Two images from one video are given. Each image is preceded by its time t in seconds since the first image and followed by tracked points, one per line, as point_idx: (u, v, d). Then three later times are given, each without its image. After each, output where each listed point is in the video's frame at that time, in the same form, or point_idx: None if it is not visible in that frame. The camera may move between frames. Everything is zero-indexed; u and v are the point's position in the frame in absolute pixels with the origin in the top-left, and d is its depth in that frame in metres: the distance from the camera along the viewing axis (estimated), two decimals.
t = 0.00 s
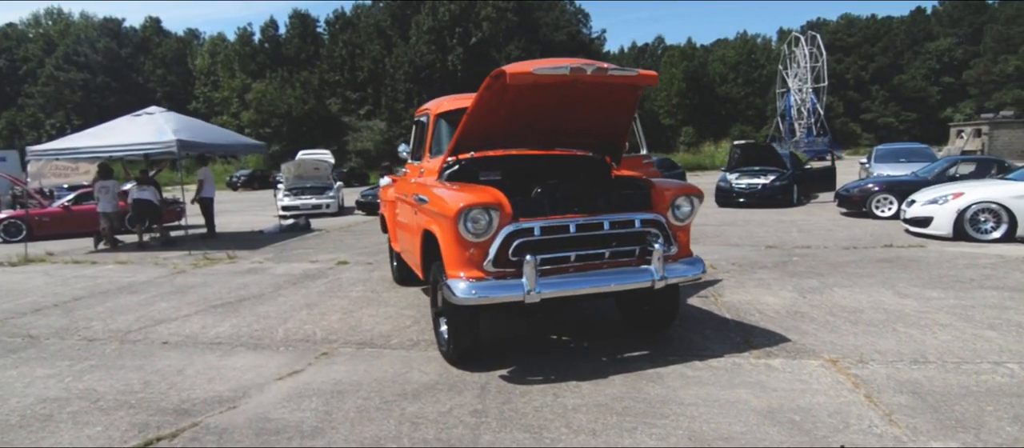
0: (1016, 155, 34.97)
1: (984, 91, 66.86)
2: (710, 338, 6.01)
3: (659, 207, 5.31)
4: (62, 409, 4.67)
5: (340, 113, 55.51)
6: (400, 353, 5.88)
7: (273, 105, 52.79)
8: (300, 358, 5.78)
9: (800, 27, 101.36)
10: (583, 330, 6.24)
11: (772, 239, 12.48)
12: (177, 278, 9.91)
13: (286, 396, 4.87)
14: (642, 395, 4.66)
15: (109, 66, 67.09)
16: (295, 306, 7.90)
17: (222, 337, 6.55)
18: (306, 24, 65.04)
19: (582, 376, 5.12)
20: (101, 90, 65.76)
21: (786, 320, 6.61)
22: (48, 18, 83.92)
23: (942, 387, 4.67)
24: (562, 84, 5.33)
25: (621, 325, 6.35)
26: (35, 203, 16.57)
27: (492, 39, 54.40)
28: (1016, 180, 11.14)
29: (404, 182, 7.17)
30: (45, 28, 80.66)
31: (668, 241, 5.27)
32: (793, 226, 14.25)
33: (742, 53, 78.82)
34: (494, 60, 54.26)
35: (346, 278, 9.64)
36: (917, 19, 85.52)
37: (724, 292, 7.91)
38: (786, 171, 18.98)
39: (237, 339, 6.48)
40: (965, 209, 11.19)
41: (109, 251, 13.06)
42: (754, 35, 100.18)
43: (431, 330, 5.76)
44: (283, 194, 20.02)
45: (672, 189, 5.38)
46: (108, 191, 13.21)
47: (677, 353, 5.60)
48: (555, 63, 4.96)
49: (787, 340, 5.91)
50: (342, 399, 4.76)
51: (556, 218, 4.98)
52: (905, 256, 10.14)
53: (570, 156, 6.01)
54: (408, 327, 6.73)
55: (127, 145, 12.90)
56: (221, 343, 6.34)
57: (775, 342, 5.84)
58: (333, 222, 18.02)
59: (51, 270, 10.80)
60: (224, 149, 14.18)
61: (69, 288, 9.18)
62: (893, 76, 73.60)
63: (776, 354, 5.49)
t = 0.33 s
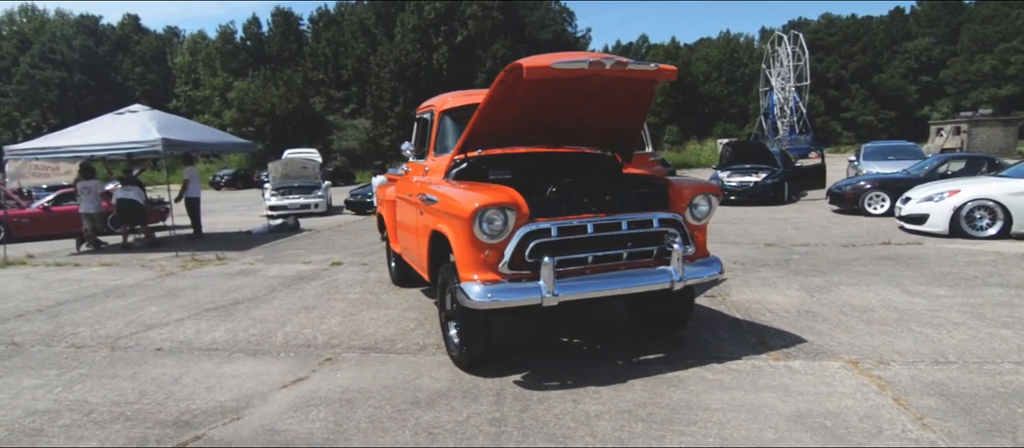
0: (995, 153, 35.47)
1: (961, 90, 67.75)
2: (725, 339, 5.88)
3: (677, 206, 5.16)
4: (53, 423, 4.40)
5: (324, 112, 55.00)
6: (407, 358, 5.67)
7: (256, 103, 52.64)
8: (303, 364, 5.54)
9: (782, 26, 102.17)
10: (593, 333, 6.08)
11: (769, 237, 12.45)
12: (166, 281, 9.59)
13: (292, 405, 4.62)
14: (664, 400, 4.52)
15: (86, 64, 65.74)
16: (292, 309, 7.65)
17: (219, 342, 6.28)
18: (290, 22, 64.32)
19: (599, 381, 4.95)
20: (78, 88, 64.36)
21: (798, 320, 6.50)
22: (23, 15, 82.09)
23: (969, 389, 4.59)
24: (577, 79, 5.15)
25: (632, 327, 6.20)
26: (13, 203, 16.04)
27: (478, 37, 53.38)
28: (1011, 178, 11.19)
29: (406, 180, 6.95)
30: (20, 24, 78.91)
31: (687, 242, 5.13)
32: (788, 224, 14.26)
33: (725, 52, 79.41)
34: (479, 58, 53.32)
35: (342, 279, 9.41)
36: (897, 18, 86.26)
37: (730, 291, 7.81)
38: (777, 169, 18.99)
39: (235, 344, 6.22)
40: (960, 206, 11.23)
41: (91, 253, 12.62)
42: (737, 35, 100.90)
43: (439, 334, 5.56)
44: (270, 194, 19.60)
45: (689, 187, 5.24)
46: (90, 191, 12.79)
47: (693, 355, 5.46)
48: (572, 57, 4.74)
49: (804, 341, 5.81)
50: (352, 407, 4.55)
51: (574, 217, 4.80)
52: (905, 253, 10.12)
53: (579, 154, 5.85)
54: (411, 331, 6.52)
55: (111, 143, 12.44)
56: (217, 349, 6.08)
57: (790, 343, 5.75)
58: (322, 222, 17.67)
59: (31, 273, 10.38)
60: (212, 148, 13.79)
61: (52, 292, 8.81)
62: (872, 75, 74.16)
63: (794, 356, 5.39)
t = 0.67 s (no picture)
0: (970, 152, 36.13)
1: (934, 91, 69.00)
2: (736, 341, 5.78)
3: (692, 206, 5.05)
4: (42, 439, 4.13)
5: (304, 111, 54.31)
6: (412, 363, 5.47)
7: (234, 103, 51.86)
8: (304, 372, 5.31)
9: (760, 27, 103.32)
10: (602, 335, 5.94)
11: (762, 236, 12.46)
12: (150, 286, 9.25)
13: (297, 416, 4.42)
14: (684, 405, 4.41)
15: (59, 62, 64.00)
16: (287, 313, 7.39)
17: (213, 350, 6.04)
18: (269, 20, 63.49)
19: (614, 386, 4.81)
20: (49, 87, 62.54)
21: (805, 320, 6.44)
22: None
23: (990, 390, 4.55)
24: (591, 77, 5.02)
25: (640, 330, 6.08)
26: None
27: (460, 37, 52.88)
28: (1002, 177, 11.30)
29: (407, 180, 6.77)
30: None
31: (702, 243, 5.03)
32: (778, 223, 14.30)
33: (705, 53, 80.08)
34: (462, 57, 52.56)
35: (334, 281, 9.15)
36: (873, 20, 87.47)
37: (733, 292, 7.72)
38: (764, 168, 19.09)
39: (229, 352, 5.97)
40: (951, 205, 11.37)
41: (70, 256, 12.19)
42: (716, 36, 101.82)
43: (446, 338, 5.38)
44: (253, 194, 19.19)
45: (704, 188, 5.13)
46: (69, 193, 12.36)
47: (707, 358, 5.35)
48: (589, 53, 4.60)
49: (815, 342, 5.73)
50: (363, 417, 4.36)
51: (589, 218, 4.67)
52: (899, 252, 10.16)
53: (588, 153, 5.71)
54: (413, 335, 6.31)
55: (90, 142, 12.04)
56: (211, 357, 5.83)
57: (803, 345, 5.67)
58: (308, 223, 17.35)
59: (6, 278, 9.95)
60: (195, 147, 13.43)
61: (31, 297, 8.44)
62: (849, 76, 75.06)
63: (809, 357, 5.32)
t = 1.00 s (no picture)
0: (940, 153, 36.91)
1: (904, 93, 71.12)
2: (744, 343, 5.71)
3: (705, 208, 5.00)
4: None
5: (281, 111, 53.62)
6: (416, 370, 5.28)
7: (209, 102, 50.84)
8: (304, 380, 5.10)
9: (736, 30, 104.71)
10: (607, 338, 5.82)
11: (751, 237, 12.51)
12: (131, 290, 8.94)
13: (300, 427, 4.23)
14: (703, 411, 4.31)
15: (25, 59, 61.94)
16: (279, 318, 7.15)
17: (205, 358, 5.82)
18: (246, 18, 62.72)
19: (627, 390, 4.69)
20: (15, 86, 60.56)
21: (809, 322, 6.43)
22: None
23: (1003, 391, 4.57)
24: (604, 76, 4.97)
25: (646, 333, 5.98)
26: None
27: (440, 38, 52.54)
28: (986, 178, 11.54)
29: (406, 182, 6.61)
30: None
31: (716, 246, 4.97)
32: (765, 223, 14.39)
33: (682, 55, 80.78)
34: (442, 58, 52.15)
35: (324, 284, 8.93)
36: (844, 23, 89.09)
37: (732, 293, 7.66)
38: (748, 169, 19.23)
39: (223, 359, 5.75)
40: (937, 205, 11.58)
41: (43, 260, 11.74)
42: (693, 39, 102.87)
43: (452, 343, 5.22)
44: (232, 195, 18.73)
45: (717, 189, 5.08)
46: (42, 194, 11.91)
47: (717, 362, 5.26)
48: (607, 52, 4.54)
49: (822, 344, 5.71)
50: (371, 427, 4.20)
51: (605, 221, 4.58)
52: (890, 252, 10.26)
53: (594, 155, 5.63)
54: (414, 340, 6.11)
55: (65, 143, 11.58)
56: (204, 365, 5.60)
57: (812, 346, 5.63)
58: (291, 224, 16.99)
59: None
60: (176, 147, 13.05)
61: (5, 304, 8.09)
62: (821, 79, 76.28)
63: (819, 360, 5.27)
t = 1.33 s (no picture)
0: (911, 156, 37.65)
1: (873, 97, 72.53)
2: (751, 346, 5.66)
3: (714, 211, 4.95)
4: None
5: (257, 111, 52.70)
6: (420, 378, 5.12)
7: (183, 102, 49.73)
8: (305, 390, 4.92)
9: (711, 34, 106.12)
10: (613, 343, 5.73)
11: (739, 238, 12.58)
12: (112, 297, 8.66)
13: (306, 440, 4.06)
14: (720, 416, 4.23)
15: None
16: (270, 324, 6.93)
17: (197, 367, 5.61)
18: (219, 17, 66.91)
19: (640, 396, 4.60)
20: None
21: (811, 323, 6.42)
22: None
23: (1013, 392, 4.61)
24: (615, 77, 4.90)
25: (651, 338, 5.90)
26: None
27: (419, 39, 52.06)
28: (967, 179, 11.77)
29: (404, 184, 6.46)
30: None
31: (726, 248, 4.93)
32: (752, 225, 14.48)
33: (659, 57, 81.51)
34: (421, 59, 51.67)
35: (313, 289, 8.72)
36: (816, 29, 90.78)
37: (731, 295, 7.64)
38: (731, 171, 19.37)
39: (217, 369, 5.53)
40: (921, 207, 11.76)
41: (15, 265, 11.32)
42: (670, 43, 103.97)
43: (458, 349, 5.08)
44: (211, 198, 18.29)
45: (727, 191, 5.04)
46: (15, 198, 11.47)
47: (727, 365, 5.20)
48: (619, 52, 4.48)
49: (828, 346, 5.69)
50: (381, 439, 4.04)
51: (618, 223, 4.50)
52: (878, 253, 10.38)
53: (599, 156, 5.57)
54: (415, 346, 5.95)
55: (39, 144, 11.17)
56: (197, 375, 5.39)
57: (818, 349, 5.61)
58: (272, 228, 16.65)
59: None
60: (154, 148, 12.68)
61: None
62: (794, 82, 77.34)
63: (827, 362, 5.26)
